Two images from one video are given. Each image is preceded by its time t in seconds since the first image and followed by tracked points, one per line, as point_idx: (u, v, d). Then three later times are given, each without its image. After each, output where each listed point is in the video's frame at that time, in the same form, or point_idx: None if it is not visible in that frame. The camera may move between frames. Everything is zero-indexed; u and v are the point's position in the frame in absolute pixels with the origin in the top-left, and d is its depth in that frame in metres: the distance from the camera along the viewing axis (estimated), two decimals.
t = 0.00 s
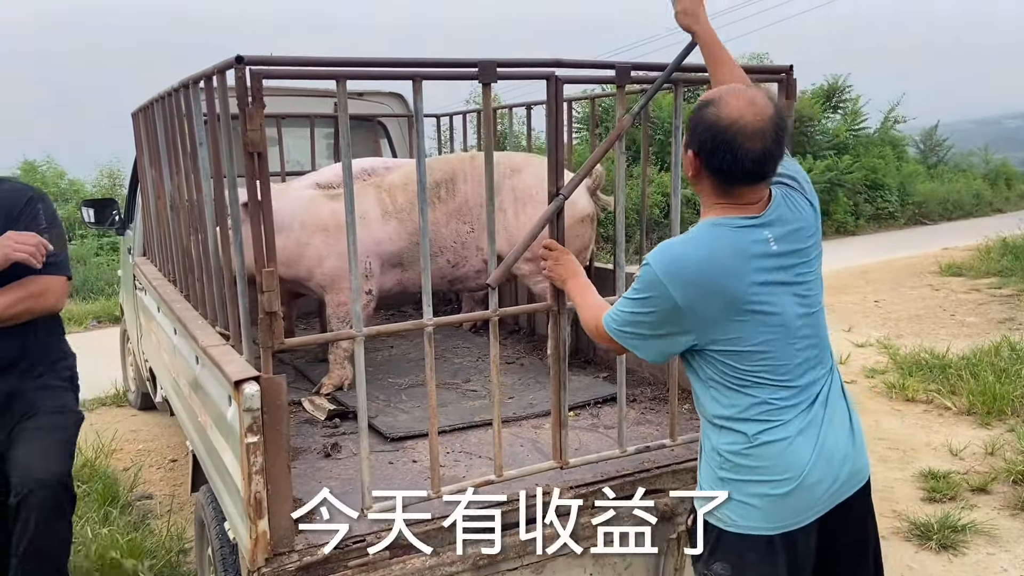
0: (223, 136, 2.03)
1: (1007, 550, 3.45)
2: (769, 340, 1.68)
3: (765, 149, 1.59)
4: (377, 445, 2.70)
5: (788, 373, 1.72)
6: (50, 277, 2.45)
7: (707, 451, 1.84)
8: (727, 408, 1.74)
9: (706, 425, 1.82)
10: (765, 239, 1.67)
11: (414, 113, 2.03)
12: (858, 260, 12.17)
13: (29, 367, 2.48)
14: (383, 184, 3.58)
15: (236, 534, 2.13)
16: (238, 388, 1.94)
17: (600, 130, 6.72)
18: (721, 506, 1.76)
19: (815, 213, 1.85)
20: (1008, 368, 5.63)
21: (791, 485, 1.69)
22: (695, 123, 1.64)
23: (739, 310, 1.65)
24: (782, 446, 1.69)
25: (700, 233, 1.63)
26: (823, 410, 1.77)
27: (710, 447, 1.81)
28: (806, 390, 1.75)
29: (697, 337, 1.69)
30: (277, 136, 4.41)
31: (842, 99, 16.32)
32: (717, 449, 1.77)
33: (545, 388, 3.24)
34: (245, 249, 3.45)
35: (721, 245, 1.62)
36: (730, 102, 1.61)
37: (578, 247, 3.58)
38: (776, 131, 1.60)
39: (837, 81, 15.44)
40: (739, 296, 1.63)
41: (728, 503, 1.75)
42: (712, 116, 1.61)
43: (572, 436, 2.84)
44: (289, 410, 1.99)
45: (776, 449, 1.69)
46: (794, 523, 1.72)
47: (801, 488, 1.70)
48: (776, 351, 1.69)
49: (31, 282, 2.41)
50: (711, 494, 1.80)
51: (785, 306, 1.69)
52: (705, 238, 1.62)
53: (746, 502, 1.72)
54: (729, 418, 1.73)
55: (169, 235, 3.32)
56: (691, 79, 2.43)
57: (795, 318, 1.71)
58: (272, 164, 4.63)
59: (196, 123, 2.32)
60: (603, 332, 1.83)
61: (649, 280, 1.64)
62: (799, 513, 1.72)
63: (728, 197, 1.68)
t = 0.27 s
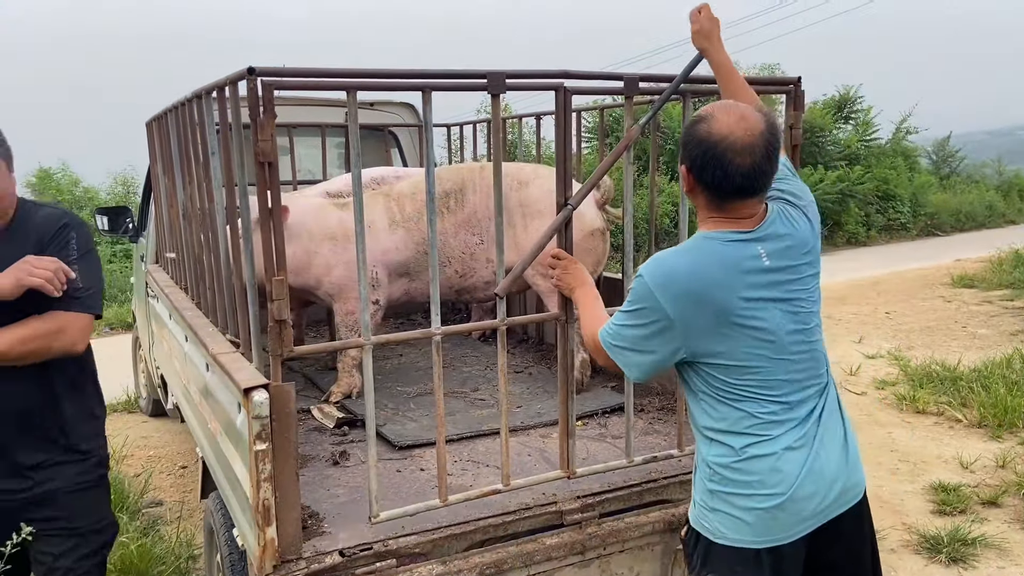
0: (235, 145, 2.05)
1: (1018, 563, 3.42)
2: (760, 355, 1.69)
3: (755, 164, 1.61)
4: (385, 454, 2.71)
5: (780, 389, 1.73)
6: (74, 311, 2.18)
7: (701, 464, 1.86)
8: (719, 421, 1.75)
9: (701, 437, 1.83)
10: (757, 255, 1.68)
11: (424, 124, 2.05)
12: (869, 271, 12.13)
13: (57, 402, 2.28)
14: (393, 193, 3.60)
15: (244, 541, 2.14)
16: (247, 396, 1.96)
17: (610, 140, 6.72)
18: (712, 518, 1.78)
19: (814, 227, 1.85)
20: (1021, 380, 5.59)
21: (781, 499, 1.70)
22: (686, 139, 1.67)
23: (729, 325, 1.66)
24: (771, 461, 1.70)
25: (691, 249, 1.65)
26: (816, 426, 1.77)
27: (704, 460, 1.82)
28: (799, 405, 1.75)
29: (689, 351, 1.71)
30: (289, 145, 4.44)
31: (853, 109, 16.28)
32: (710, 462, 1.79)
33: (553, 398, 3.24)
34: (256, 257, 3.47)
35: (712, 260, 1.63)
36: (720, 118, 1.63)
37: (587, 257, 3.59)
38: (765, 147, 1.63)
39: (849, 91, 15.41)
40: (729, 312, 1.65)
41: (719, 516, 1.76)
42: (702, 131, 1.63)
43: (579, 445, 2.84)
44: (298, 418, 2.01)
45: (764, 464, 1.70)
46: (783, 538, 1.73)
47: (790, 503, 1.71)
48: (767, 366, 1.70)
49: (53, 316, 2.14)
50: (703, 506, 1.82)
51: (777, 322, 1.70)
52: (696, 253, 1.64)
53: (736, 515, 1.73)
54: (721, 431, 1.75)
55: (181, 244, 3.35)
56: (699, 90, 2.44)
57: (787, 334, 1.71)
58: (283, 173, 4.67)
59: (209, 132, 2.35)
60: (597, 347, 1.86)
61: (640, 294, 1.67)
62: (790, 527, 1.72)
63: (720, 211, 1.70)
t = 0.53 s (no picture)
0: (251, 153, 2.08)
1: None
2: (764, 360, 1.70)
3: (747, 170, 1.62)
4: (396, 460, 2.72)
5: (785, 392, 1.73)
6: (150, 323, 1.88)
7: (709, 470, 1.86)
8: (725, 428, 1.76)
9: (707, 444, 1.84)
10: (758, 261, 1.68)
11: (436, 133, 2.07)
12: (883, 281, 12.07)
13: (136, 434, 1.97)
14: (406, 201, 3.62)
15: (256, 546, 2.16)
16: (260, 401, 1.97)
17: (623, 150, 6.73)
18: (724, 524, 1.78)
19: (812, 230, 1.86)
20: None
21: (791, 502, 1.71)
22: (680, 147, 1.68)
23: (732, 331, 1.67)
24: (780, 464, 1.71)
25: (690, 258, 1.66)
26: (822, 428, 1.78)
27: (712, 466, 1.83)
28: (804, 409, 1.76)
29: (694, 359, 1.71)
30: (302, 153, 4.48)
31: (867, 119, 16.22)
32: (718, 468, 1.79)
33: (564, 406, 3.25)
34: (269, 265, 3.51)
35: (713, 268, 1.64)
36: (713, 126, 1.65)
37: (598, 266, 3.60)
38: (759, 154, 1.63)
39: (863, 101, 15.37)
40: (733, 318, 1.65)
41: (731, 520, 1.76)
42: (694, 139, 1.65)
43: (590, 454, 2.84)
44: (310, 424, 2.02)
45: (774, 467, 1.71)
46: (797, 540, 1.73)
47: (801, 505, 1.71)
48: (772, 371, 1.71)
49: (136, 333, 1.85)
50: (714, 513, 1.82)
51: (780, 326, 1.70)
52: (697, 263, 1.65)
53: (748, 519, 1.73)
54: (728, 437, 1.75)
55: (196, 251, 3.38)
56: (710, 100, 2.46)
57: (792, 338, 1.72)
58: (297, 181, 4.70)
59: (224, 140, 2.37)
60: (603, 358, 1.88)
61: (642, 306, 1.67)
62: (801, 529, 1.72)
63: (716, 219, 1.71)
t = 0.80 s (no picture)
0: (268, 161, 2.12)
1: None
2: (772, 367, 1.72)
3: (756, 179, 1.64)
4: (408, 465, 2.75)
5: (792, 400, 1.75)
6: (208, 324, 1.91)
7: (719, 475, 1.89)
8: (733, 434, 1.78)
9: (717, 449, 1.87)
10: (766, 268, 1.70)
11: (450, 142, 2.10)
12: (896, 292, 12.02)
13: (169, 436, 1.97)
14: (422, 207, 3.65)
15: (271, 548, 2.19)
16: (276, 404, 2.01)
17: (634, 159, 6.76)
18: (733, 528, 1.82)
19: (820, 236, 1.87)
20: None
21: (798, 509, 1.73)
22: (692, 156, 1.71)
23: (739, 339, 1.69)
24: (786, 471, 1.73)
25: (698, 266, 1.68)
26: (831, 435, 1.79)
27: (722, 471, 1.86)
28: (813, 416, 1.77)
29: (703, 365, 1.74)
30: (317, 161, 4.53)
31: (880, 129, 16.17)
32: (727, 474, 1.82)
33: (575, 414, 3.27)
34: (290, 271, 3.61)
35: (719, 276, 1.66)
36: (724, 135, 1.68)
37: (610, 275, 3.63)
38: (768, 164, 1.66)
39: (876, 111, 15.34)
40: (740, 325, 1.68)
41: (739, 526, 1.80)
42: (706, 148, 1.68)
43: (600, 461, 2.86)
44: (325, 428, 2.05)
45: (781, 474, 1.73)
46: (801, 547, 1.76)
47: (807, 512, 1.74)
48: (780, 378, 1.73)
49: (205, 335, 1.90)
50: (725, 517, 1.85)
51: (788, 333, 1.72)
52: (706, 270, 1.67)
53: (755, 525, 1.76)
54: (736, 443, 1.78)
55: (213, 257, 3.43)
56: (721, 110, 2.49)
57: (800, 345, 1.73)
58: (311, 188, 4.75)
59: (242, 148, 2.42)
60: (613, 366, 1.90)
61: (652, 311, 1.70)
62: (809, 535, 1.75)
63: (726, 227, 1.73)
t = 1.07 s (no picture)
0: (284, 169, 2.15)
1: None
2: (779, 374, 1.73)
3: (751, 186, 1.66)
4: (421, 471, 2.77)
5: (801, 408, 1.76)
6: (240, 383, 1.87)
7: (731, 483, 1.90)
8: (743, 442, 1.79)
9: (727, 457, 1.88)
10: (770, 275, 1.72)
11: (464, 150, 2.13)
12: (911, 302, 11.96)
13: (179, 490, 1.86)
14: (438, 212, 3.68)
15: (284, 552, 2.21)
16: (291, 409, 2.04)
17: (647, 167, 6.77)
18: (746, 536, 1.83)
19: (828, 242, 1.88)
20: None
21: (809, 515, 1.73)
22: (689, 166, 1.74)
23: (745, 347, 1.70)
24: (797, 478, 1.74)
25: (701, 276, 1.70)
26: (840, 440, 1.80)
27: (733, 480, 1.87)
28: (822, 422, 1.78)
29: (710, 374, 1.75)
30: (331, 169, 4.57)
31: (895, 138, 16.11)
32: (739, 482, 1.83)
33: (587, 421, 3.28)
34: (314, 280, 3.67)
35: (723, 285, 1.68)
36: (719, 144, 1.70)
37: (622, 282, 3.64)
38: (764, 170, 1.67)
39: (891, 120, 15.28)
40: (746, 333, 1.69)
41: (752, 534, 1.81)
42: (701, 158, 1.70)
43: (612, 468, 2.87)
44: (338, 433, 2.07)
45: (791, 482, 1.74)
46: (818, 554, 1.76)
47: (820, 518, 1.74)
48: (788, 385, 1.73)
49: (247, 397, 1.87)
50: (737, 525, 1.86)
51: (794, 339, 1.73)
52: (708, 278, 1.69)
53: (767, 534, 1.77)
54: (746, 451, 1.79)
55: (228, 264, 3.46)
56: (733, 118, 2.50)
57: (807, 352, 1.74)
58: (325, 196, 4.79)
59: (259, 156, 2.45)
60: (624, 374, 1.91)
61: (656, 322, 1.72)
62: (822, 542, 1.75)
63: (727, 234, 1.75)
